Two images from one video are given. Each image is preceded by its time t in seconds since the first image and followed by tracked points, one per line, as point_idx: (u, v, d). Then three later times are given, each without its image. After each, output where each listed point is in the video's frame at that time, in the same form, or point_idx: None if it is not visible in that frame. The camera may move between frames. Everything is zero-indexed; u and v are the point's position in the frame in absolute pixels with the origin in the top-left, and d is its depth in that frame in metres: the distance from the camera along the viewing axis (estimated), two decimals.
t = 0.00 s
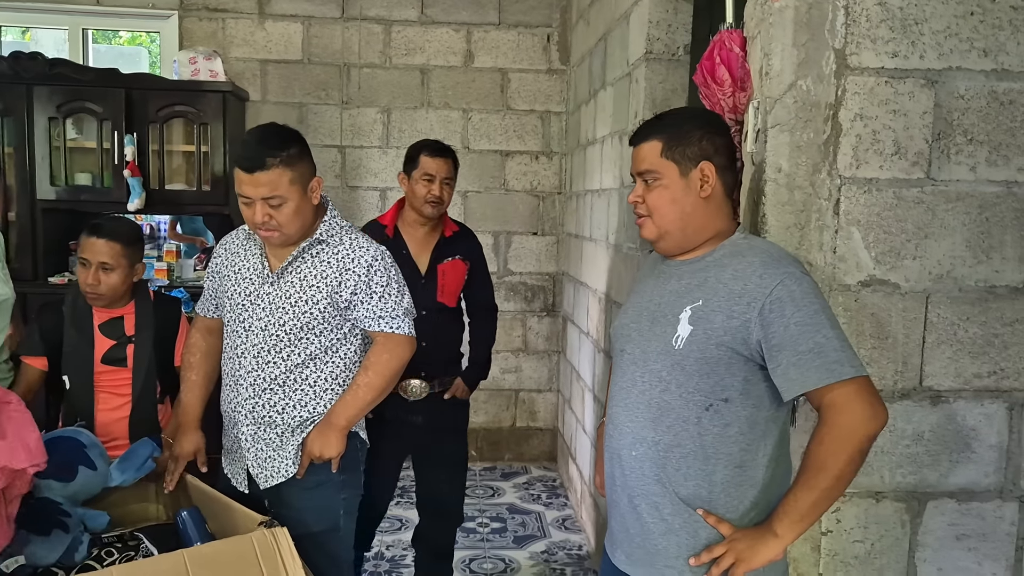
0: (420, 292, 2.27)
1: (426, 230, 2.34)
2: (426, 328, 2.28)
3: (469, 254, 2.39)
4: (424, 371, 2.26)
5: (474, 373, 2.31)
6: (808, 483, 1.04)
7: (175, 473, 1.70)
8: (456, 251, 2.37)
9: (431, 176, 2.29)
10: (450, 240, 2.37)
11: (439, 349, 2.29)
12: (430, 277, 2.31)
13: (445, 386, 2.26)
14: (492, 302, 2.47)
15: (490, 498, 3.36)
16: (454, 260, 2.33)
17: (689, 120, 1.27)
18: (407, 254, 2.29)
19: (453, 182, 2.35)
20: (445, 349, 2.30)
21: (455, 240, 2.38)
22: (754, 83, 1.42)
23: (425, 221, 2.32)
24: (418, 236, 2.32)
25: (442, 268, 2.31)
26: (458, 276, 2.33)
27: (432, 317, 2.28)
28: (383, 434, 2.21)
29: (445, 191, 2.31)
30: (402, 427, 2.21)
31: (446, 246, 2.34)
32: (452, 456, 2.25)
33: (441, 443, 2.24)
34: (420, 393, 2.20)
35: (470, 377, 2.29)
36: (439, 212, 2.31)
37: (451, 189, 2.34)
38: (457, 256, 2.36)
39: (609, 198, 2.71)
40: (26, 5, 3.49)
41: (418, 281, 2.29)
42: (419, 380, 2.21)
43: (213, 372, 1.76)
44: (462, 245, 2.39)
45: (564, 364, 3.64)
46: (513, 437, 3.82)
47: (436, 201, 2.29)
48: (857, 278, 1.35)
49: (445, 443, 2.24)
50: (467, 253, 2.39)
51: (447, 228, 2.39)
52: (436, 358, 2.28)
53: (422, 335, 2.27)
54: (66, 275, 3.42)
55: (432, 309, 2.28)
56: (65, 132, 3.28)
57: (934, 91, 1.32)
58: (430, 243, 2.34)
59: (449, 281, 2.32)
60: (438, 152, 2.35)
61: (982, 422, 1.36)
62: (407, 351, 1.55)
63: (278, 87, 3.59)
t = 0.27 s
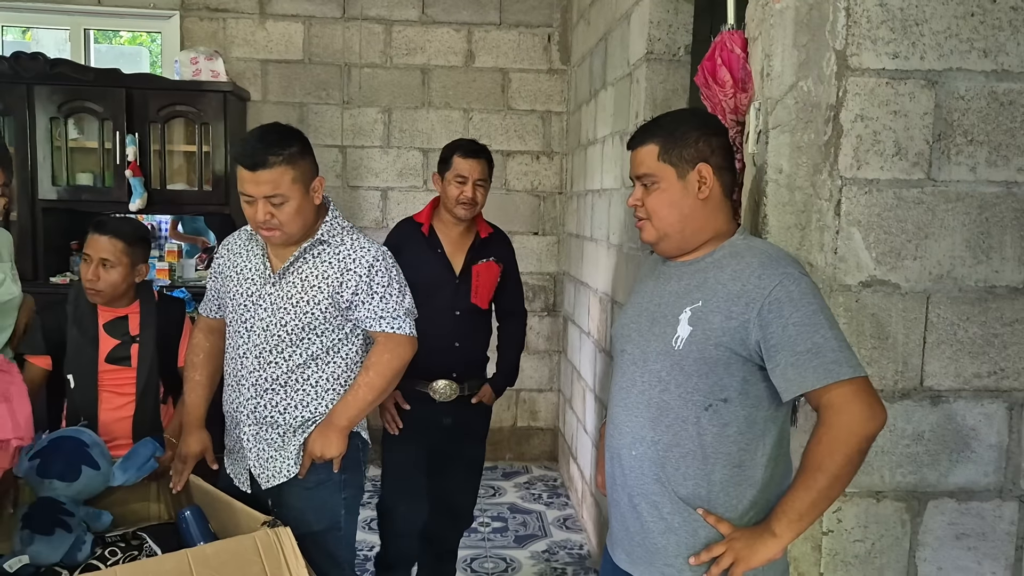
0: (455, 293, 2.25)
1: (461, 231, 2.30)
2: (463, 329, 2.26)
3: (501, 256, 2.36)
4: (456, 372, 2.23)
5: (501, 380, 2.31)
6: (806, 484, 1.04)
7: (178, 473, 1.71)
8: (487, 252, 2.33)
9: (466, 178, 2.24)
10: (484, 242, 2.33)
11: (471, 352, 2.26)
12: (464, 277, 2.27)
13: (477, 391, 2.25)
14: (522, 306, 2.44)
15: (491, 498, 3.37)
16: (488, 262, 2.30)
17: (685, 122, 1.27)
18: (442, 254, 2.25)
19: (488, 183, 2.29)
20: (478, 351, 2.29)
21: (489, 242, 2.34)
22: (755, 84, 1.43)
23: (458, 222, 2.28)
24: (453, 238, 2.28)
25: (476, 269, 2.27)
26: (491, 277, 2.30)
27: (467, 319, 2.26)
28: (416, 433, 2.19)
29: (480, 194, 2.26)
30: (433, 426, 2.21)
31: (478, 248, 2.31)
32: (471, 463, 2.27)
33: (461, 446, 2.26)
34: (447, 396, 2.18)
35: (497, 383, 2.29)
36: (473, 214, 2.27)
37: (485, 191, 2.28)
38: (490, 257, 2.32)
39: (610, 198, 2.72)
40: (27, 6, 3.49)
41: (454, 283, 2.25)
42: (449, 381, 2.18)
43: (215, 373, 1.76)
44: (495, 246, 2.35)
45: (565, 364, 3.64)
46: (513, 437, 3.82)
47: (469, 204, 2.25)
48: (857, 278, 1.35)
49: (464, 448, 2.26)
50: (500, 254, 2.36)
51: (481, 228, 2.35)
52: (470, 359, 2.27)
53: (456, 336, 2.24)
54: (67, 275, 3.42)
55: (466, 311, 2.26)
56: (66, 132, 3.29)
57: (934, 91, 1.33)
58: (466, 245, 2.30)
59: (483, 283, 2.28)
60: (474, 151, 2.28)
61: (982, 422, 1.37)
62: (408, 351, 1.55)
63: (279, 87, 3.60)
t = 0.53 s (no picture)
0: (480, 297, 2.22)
1: (480, 235, 2.27)
2: (488, 334, 2.23)
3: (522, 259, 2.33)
4: (482, 377, 2.22)
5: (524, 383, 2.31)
6: (813, 484, 1.04)
7: (183, 472, 1.71)
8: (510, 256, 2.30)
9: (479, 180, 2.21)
10: (506, 244, 2.30)
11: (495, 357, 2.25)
12: (488, 281, 2.24)
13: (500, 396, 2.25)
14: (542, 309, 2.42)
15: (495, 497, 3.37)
16: (510, 266, 2.27)
17: (688, 123, 1.27)
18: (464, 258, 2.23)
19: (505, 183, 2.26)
20: (503, 355, 2.28)
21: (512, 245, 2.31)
22: (761, 85, 1.43)
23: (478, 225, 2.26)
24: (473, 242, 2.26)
25: (499, 273, 2.25)
26: (513, 281, 2.27)
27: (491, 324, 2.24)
28: (450, 438, 2.16)
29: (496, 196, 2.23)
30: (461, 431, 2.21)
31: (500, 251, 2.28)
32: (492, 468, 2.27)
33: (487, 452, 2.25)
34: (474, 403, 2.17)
35: (518, 388, 2.28)
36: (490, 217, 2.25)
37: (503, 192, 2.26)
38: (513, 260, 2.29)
39: (614, 198, 2.72)
40: (31, 6, 3.50)
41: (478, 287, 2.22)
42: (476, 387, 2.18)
43: (220, 370, 1.76)
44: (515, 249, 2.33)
45: (568, 364, 3.64)
46: (517, 436, 3.83)
47: (484, 207, 2.22)
48: (864, 278, 1.35)
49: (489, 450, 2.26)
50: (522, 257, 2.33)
51: (503, 232, 2.32)
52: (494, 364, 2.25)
53: (482, 341, 2.22)
54: (71, 274, 3.43)
55: (491, 315, 2.23)
56: (70, 132, 3.29)
57: (941, 92, 1.33)
58: (487, 248, 2.28)
59: (507, 286, 2.26)
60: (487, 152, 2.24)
61: (988, 422, 1.37)
62: (414, 351, 1.56)
63: (282, 87, 3.60)
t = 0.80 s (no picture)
0: (505, 298, 2.16)
1: (495, 235, 2.22)
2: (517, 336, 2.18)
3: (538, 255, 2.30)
4: (513, 382, 2.16)
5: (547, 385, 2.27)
6: (820, 484, 1.04)
7: (188, 471, 1.71)
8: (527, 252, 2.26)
9: (486, 183, 2.13)
10: (521, 241, 2.27)
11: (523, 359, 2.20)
12: (511, 282, 2.19)
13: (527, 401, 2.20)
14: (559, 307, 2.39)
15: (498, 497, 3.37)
16: (531, 263, 2.24)
17: (694, 122, 1.27)
18: (486, 261, 2.16)
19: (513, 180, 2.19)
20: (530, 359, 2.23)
21: (526, 241, 2.28)
22: (769, 83, 1.42)
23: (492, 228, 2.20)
24: (491, 244, 2.20)
25: (521, 272, 2.21)
26: (533, 279, 2.24)
27: (519, 327, 2.18)
28: (477, 445, 2.10)
29: (506, 196, 2.16)
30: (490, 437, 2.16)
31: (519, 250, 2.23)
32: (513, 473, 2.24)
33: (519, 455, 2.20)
34: (504, 411, 2.12)
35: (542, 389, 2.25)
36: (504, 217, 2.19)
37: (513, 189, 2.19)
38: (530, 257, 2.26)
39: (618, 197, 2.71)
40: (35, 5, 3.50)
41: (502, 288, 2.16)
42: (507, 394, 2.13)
43: (223, 369, 1.76)
44: (531, 245, 2.29)
45: (572, 363, 3.64)
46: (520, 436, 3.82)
47: (497, 209, 2.15)
48: (871, 277, 1.35)
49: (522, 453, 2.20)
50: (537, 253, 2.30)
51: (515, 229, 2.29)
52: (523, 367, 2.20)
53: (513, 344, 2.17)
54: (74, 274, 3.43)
55: (518, 316, 2.18)
56: (74, 131, 3.29)
57: (949, 90, 1.32)
58: (504, 247, 2.23)
59: (529, 284, 2.22)
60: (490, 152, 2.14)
61: (996, 422, 1.36)
62: (420, 349, 1.55)
63: (285, 86, 3.60)
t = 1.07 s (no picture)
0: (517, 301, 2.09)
1: (506, 235, 2.13)
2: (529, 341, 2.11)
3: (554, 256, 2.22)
4: (523, 388, 2.10)
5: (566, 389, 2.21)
6: (826, 485, 1.03)
7: (192, 471, 1.71)
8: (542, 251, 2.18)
9: (489, 187, 2.03)
10: (535, 240, 2.19)
11: (536, 363, 2.13)
12: (524, 282, 2.11)
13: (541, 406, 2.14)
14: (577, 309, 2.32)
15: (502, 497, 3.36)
16: (544, 263, 2.15)
17: (702, 121, 1.26)
18: (497, 262, 2.09)
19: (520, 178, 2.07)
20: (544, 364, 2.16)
21: (541, 240, 2.20)
22: (775, 82, 1.42)
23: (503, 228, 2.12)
24: (502, 245, 2.12)
25: (533, 273, 2.13)
26: (547, 280, 2.15)
27: (533, 329, 2.11)
28: (485, 451, 2.07)
29: (513, 198, 2.05)
30: (502, 443, 2.10)
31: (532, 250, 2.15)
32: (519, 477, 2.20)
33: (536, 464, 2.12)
34: (513, 415, 2.06)
35: (559, 393, 2.18)
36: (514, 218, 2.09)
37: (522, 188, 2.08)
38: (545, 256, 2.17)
39: (622, 197, 2.71)
40: (39, 5, 3.50)
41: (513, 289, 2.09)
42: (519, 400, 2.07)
43: (227, 367, 1.76)
44: (546, 244, 2.21)
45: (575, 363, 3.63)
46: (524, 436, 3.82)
47: (504, 212, 2.06)
48: (878, 277, 1.34)
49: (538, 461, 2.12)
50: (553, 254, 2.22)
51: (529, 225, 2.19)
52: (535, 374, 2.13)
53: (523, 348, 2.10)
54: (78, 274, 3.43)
55: (530, 317, 2.10)
56: (78, 131, 3.29)
57: (957, 90, 1.32)
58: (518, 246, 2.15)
59: (544, 285, 2.13)
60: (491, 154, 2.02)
61: (1003, 423, 1.36)
62: (425, 350, 1.55)
63: (289, 86, 3.60)
